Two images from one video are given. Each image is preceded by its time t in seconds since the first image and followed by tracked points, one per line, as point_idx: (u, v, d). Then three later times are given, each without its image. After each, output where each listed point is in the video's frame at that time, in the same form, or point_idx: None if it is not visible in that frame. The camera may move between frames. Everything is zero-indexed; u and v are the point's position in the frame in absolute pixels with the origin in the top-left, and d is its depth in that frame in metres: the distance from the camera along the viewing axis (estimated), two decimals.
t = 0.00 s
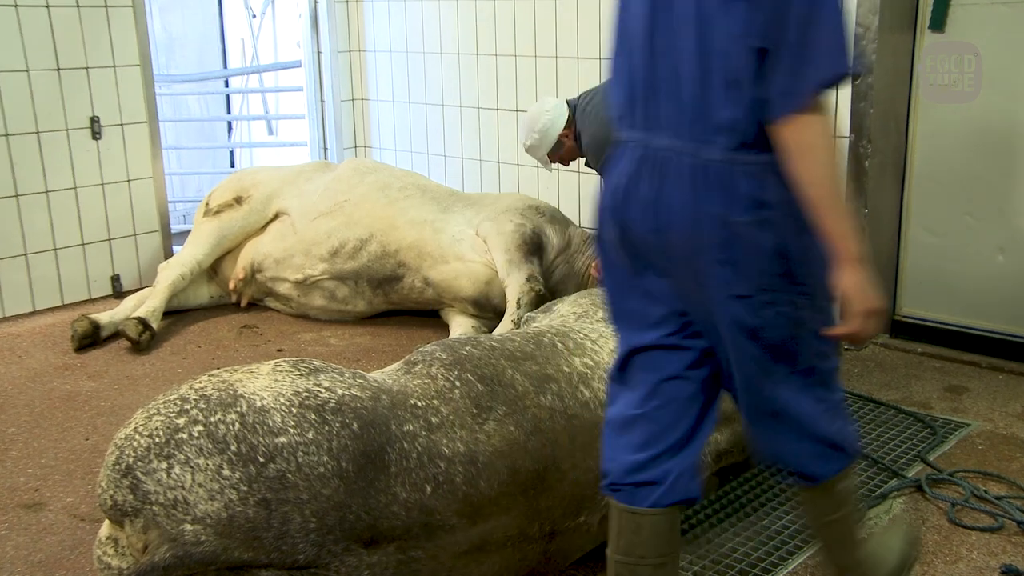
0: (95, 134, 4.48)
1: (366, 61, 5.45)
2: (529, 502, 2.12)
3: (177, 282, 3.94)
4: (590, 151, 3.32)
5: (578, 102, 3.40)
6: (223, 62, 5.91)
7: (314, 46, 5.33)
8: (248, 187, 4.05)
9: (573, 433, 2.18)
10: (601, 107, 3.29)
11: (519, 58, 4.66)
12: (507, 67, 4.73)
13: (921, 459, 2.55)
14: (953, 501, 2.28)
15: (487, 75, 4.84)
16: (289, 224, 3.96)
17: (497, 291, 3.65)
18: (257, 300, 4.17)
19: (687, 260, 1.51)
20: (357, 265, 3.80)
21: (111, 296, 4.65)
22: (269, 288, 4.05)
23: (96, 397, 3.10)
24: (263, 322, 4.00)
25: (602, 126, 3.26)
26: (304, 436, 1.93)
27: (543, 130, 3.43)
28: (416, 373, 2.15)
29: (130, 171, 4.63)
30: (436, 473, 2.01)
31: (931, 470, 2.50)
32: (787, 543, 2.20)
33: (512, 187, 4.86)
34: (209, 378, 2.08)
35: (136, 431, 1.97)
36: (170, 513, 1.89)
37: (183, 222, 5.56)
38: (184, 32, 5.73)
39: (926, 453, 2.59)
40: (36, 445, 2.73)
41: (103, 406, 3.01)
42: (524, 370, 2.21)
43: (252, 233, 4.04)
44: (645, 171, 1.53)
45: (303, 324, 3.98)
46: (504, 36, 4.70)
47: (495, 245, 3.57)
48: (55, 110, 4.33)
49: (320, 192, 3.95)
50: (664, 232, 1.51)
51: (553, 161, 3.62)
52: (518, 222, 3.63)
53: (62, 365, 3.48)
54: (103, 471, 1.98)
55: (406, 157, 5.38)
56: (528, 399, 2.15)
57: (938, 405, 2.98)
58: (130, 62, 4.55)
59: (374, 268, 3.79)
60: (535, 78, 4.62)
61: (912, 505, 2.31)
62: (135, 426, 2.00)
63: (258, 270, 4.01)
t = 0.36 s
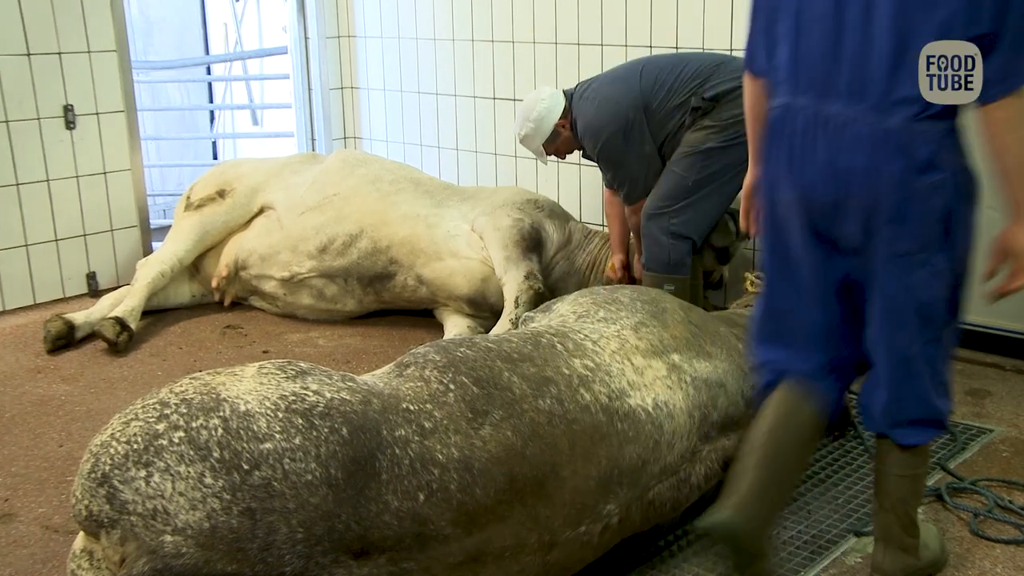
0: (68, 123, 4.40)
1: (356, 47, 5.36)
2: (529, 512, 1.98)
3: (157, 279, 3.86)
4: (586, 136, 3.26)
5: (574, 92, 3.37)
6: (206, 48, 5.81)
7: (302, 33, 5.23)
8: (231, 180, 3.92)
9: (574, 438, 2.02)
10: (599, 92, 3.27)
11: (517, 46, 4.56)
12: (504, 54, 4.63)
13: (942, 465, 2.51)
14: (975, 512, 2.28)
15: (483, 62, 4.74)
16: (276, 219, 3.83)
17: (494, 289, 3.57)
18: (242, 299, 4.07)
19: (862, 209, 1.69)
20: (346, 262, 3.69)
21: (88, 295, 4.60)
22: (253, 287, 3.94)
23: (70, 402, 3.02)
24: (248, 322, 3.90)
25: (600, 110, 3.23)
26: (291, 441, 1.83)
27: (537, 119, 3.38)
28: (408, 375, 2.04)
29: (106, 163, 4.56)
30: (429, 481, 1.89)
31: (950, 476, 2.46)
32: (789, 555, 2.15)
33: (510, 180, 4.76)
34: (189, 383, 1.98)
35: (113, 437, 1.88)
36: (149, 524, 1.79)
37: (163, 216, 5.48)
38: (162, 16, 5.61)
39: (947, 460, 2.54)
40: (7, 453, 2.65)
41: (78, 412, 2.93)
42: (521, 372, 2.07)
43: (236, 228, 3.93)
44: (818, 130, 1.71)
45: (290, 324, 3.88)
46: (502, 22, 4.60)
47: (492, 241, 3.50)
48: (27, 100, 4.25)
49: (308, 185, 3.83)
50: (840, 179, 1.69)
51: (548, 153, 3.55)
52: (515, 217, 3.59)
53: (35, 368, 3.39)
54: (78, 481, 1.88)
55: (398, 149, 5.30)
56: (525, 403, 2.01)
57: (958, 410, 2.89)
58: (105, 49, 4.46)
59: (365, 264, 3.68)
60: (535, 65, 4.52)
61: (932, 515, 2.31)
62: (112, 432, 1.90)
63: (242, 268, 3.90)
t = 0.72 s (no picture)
0: (42, 114, 4.35)
1: (346, 35, 5.31)
2: (528, 525, 1.88)
3: (137, 280, 3.74)
4: (586, 116, 3.17)
5: (572, 64, 3.24)
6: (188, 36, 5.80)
7: (289, 21, 5.18)
8: (215, 176, 3.83)
9: (575, 447, 1.92)
10: (600, 71, 3.14)
11: (516, 35, 4.47)
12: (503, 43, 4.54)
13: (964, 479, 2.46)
14: (998, 527, 2.23)
15: (479, 52, 4.66)
16: (263, 216, 3.73)
17: (492, 290, 3.48)
18: (225, 300, 3.97)
19: (964, 179, 1.94)
20: (336, 262, 3.58)
21: (61, 295, 4.54)
22: (238, 288, 3.85)
23: (43, 409, 2.94)
24: (231, 325, 3.80)
25: (601, 91, 3.13)
26: (278, 450, 1.73)
27: (530, 92, 3.25)
28: (401, 382, 1.94)
29: (82, 156, 4.52)
30: (424, 492, 1.79)
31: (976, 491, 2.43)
32: (799, 570, 2.11)
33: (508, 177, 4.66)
34: (170, 389, 1.87)
35: (90, 446, 1.76)
36: (127, 537, 1.67)
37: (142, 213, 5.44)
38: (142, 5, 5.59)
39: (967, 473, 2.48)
40: None
41: (50, 420, 2.85)
42: (519, 379, 1.97)
43: (220, 226, 3.82)
44: (929, 111, 1.97)
45: (275, 327, 3.78)
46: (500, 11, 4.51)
47: (489, 240, 3.43)
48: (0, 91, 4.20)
49: (296, 180, 3.73)
50: (947, 155, 1.95)
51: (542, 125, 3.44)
52: (514, 215, 3.50)
53: (7, 373, 3.29)
54: (51, 492, 1.75)
55: (391, 142, 5.24)
56: (524, 410, 1.92)
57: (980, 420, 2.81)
58: (82, 36, 4.43)
59: (355, 265, 3.58)
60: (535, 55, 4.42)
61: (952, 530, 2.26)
62: (90, 441, 1.77)
63: (225, 268, 3.81)
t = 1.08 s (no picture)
0: (8, 95, 4.25)
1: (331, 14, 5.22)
2: (523, 529, 1.79)
3: (109, 272, 3.65)
4: (591, 115, 3.08)
5: (576, 70, 3.19)
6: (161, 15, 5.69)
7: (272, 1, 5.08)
8: (193, 162, 3.73)
9: (573, 448, 1.83)
10: (604, 67, 3.11)
11: (511, 15, 4.38)
12: (498, 24, 4.45)
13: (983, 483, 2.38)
14: (1018, 533, 2.14)
15: (472, 32, 4.58)
16: (244, 206, 3.64)
17: (485, 284, 3.40)
18: (204, 293, 3.88)
19: None
20: (322, 253, 3.49)
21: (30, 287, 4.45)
22: (217, 281, 3.76)
23: (12, 409, 2.86)
24: (211, 319, 3.71)
25: (605, 87, 3.07)
26: (260, 450, 1.64)
27: (535, 105, 3.16)
28: (389, 379, 1.84)
29: (50, 142, 4.43)
30: (414, 494, 1.70)
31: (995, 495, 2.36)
32: None
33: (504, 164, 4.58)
34: (145, 386, 1.77)
35: (59, 447, 1.65)
36: (100, 542, 1.57)
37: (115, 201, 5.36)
38: None
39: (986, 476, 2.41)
40: None
41: (19, 420, 2.78)
42: (514, 375, 1.87)
43: (198, 215, 3.72)
44: None
45: (256, 321, 3.69)
46: None
47: (481, 231, 3.33)
48: None
49: (279, 167, 3.63)
50: None
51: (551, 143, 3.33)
52: (508, 204, 3.40)
53: None
54: (19, 495, 1.65)
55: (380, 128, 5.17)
56: (519, 408, 1.82)
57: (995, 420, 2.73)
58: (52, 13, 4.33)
59: (342, 257, 3.49)
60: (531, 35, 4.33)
61: (968, 535, 2.18)
62: (60, 441, 1.67)
63: (203, 259, 3.71)
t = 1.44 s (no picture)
0: None
1: None
2: (519, 542, 1.67)
3: (75, 267, 3.54)
4: (603, 76, 2.89)
5: (584, 20, 2.96)
6: None
7: None
8: (163, 150, 3.60)
9: (572, 454, 1.71)
10: (619, 24, 2.87)
11: None
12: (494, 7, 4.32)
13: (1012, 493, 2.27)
14: None
15: (465, 14, 4.46)
16: (220, 196, 3.53)
17: (481, 278, 3.28)
18: (179, 290, 3.77)
19: None
20: (306, 247, 3.37)
21: None
22: (192, 277, 3.64)
23: None
24: (184, 317, 3.59)
25: (621, 48, 2.86)
26: (239, 458, 1.51)
27: (537, 52, 3.02)
28: (375, 380, 1.72)
29: (10, 126, 4.32)
30: (402, 504, 1.58)
31: None
32: None
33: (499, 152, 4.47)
34: (112, 390, 1.62)
35: (15, 454, 1.47)
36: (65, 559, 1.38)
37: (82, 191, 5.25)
38: None
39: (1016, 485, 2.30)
40: None
41: None
42: (510, 377, 1.75)
43: (170, 206, 3.61)
44: None
45: (232, 320, 3.56)
46: None
47: (477, 220, 3.24)
48: None
49: (258, 155, 3.51)
50: None
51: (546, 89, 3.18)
52: (505, 192, 3.32)
53: None
54: None
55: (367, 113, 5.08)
56: (515, 412, 1.70)
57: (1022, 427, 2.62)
58: None
59: (326, 250, 3.36)
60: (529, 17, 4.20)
61: (1000, 550, 2.05)
62: (18, 448, 1.49)
63: (177, 254, 3.59)
